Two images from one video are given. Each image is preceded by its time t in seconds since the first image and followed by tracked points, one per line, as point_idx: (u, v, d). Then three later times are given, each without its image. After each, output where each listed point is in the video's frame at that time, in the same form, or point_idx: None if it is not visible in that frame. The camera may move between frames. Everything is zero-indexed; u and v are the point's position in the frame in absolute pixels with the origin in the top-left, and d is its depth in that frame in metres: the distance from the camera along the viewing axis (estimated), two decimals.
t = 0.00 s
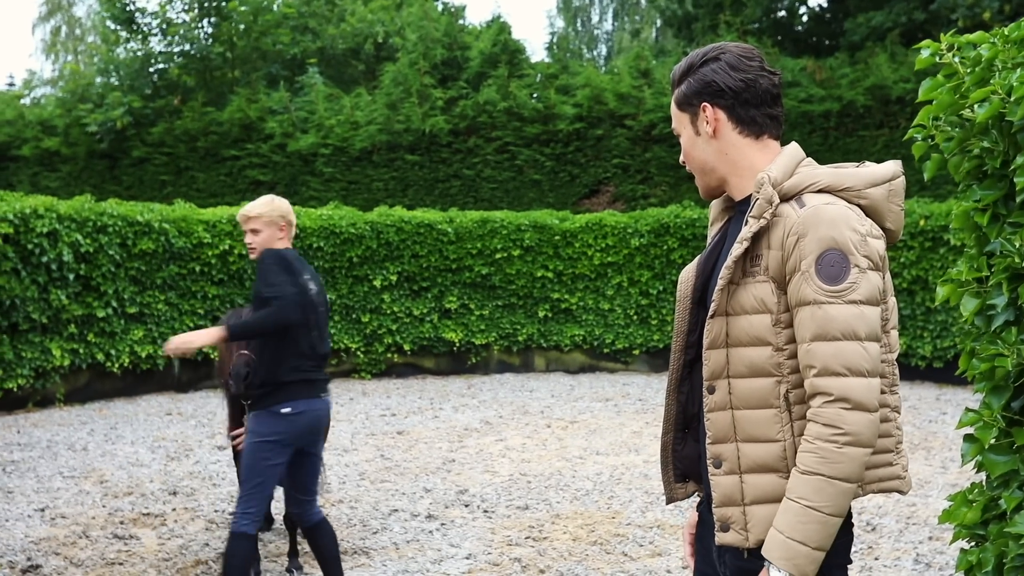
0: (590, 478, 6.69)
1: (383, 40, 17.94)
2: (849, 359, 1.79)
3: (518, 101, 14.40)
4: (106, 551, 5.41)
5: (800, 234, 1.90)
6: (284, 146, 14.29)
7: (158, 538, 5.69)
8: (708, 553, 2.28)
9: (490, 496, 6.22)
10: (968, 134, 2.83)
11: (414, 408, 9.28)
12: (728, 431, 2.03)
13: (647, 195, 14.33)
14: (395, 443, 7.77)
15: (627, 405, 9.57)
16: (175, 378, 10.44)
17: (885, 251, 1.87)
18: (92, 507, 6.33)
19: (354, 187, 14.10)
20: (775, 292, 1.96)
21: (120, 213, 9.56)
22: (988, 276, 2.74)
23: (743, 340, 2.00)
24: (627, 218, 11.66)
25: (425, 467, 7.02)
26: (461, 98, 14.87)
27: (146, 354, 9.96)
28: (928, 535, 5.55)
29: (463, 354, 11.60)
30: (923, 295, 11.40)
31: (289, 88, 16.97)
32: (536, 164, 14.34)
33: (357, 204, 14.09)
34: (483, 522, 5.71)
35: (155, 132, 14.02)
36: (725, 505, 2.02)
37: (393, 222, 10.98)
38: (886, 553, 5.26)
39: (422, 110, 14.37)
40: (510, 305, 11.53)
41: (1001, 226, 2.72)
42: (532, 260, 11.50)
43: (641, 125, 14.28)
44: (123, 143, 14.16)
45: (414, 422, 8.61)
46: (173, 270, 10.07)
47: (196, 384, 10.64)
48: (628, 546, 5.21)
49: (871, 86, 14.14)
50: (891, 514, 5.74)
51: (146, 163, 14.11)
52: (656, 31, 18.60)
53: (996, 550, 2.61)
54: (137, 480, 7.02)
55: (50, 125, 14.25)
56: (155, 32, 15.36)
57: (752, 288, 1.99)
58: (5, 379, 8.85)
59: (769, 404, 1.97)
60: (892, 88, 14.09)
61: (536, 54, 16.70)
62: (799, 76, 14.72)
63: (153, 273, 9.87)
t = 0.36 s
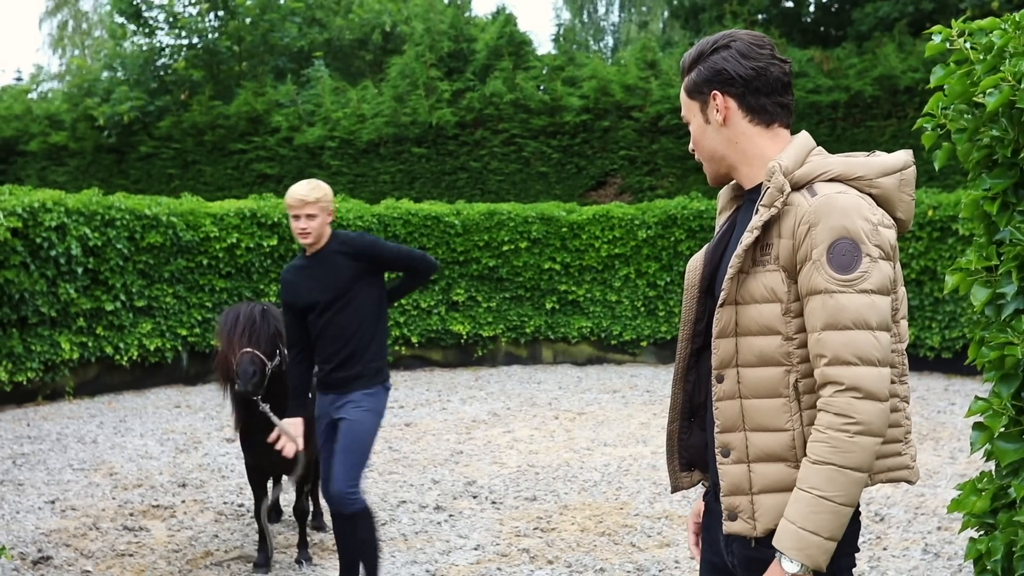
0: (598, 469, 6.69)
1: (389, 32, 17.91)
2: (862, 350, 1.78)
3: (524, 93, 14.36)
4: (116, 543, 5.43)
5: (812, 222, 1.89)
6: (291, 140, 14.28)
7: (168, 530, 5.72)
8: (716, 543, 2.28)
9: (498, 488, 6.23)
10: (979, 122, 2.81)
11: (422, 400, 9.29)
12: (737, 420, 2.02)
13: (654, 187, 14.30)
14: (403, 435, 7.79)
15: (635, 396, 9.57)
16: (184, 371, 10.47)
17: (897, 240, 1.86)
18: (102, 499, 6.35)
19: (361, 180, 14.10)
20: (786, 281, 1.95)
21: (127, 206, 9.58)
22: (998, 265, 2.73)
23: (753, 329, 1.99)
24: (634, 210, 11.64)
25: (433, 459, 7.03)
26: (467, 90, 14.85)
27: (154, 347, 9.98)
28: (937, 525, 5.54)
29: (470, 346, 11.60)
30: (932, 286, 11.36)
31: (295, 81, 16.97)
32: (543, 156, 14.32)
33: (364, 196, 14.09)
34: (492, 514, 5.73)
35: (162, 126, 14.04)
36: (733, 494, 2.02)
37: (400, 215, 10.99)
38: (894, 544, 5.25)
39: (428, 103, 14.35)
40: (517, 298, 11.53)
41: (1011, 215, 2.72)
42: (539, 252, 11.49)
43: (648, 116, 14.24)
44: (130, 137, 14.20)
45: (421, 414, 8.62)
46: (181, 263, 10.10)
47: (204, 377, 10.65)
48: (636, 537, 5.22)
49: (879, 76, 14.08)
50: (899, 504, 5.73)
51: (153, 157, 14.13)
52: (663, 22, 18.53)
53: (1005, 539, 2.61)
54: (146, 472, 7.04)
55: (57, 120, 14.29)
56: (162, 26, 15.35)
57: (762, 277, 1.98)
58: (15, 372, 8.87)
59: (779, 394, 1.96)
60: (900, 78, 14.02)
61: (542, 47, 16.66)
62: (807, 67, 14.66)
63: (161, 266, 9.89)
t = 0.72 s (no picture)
0: (603, 463, 6.69)
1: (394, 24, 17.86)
2: (883, 342, 1.78)
3: (530, 87, 14.34)
4: (122, 535, 5.46)
5: (829, 214, 1.88)
6: (296, 134, 14.29)
7: (174, 522, 5.73)
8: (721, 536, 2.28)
9: (503, 481, 6.24)
10: (985, 116, 2.79)
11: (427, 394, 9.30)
12: (749, 413, 2.01)
13: (660, 180, 14.28)
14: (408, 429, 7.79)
15: (640, 390, 9.57)
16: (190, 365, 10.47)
17: (913, 232, 1.85)
18: (108, 492, 6.38)
19: (366, 174, 14.11)
20: (801, 273, 1.94)
21: (133, 200, 9.60)
22: (1005, 257, 2.72)
23: (768, 322, 1.98)
24: (638, 204, 11.63)
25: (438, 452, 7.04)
26: (472, 84, 14.83)
27: (160, 341, 9.99)
28: (942, 519, 5.53)
29: (476, 341, 11.60)
30: (938, 280, 11.34)
31: (301, 75, 16.97)
32: (548, 150, 14.30)
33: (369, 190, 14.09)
34: (498, 507, 5.73)
35: (168, 120, 14.06)
36: (746, 488, 2.01)
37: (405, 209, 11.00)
38: (899, 537, 5.24)
39: (433, 97, 14.34)
40: (522, 292, 11.53)
41: (1017, 208, 2.70)
42: (544, 246, 11.48)
43: (654, 110, 14.20)
44: (136, 132, 14.24)
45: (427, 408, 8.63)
46: (187, 256, 10.09)
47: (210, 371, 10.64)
48: (641, 530, 5.22)
49: (885, 69, 14.02)
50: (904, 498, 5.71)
51: (159, 151, 14.17)
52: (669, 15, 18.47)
53: (1012, 532, 2.60)
54: (152, 465, 7.07)
55: (64, 114, 14.34)
56: (167, 19, 15.34)
57: (777, 269, 1.97)
58: (22, 365, 8.93)
59: (792, 386, 1.96)
60: (907, 72, 13.97)
61: (548, 40, 16.63)
62: (813, 60, 14.60)
63: (167, 259, 9.89)
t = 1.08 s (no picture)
0: (600, 454, 6.70)
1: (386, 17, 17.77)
2: (880, 328, 1.78)
3: (524, 79, 14.31)
4: (119, 530, 5.45)
5: (823, 202, 1.88)
6: (290, 127, 14.26)
7: (171, 517, 5.73)
8: (715, 526, 2.28)
9: (500, 473, 6.24)
10: (978, 105, 2.79)
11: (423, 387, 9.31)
12: (745, 402, 2.01)
13: (655, 172, 14.27)
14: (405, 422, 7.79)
15: (636, 381, 9.59)
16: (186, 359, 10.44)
17: (905, 219, 1.86)
18: (104, 487, 6.37)
19: (361, 167, 14.08)
20: (796, 261, 1.94)
21: (127, 195, 9.58)
22: (999, 246, 2.72)
23: (762, 310, 1.98)
24: (633, 195, 11.63)
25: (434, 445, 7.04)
26: (466, 76, 14.79)
27: (156, 336, 9.97)
28: (937, 507, 5.55)
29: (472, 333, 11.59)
30: (933, 269, 11.35)
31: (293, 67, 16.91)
32: (543, 142, 14.28)
33: (364, 183, 14.06)
34: (495, 499, 5.73)
35: (161, 114, 14.01)
36: (743, 478, 2.00)
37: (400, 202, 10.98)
38: (895, 525, 5.26)
39: (427, 89, 14.31)
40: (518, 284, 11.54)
41: (1011, 195, 2.71)
42: (540, 238, 11.48)
43: (648, 101, 14.19)
44: (129, 126, 14.20)
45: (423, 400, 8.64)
46: (181, 251, 10.06)
47: (206, 365, 10.61)
48: (638, 521, 5.23)
49: (879, 59, 14.02)
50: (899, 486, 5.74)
51: (152, 146, 14.12)
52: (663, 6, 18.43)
53: (1006, 519, 2.61)
54: (148, 460, 7.06)
55: (56, 109, 14.30)
56: (159, 13, 15.29)
57: (772, 257, 1.97)
58: (17, 361, 8.93)
59: (787, 374, 1.96)
60: (900, 61, 13.96)
61: (542, 32, 16.59)
62: (807, 50, 14.59)
63: (162, 254, 9.87)
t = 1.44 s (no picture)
0: (596, 454, 6.70)
1: (381, 17, 17.75)
2: (886, 329, 1.79)
3: (520, 79, 14.31)
4: (114, 530, 5.44)
5: (829, 201, 1.88)
6: (286, 128, 14.25)
7: (166, 517, 5.72)
8: (705, 526, 2.27)
9: (496, 474, 6.24)
10: (972, 106, 2.80)
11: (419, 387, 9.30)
12: (744, 401, 2.01)
13: (651, 172, 14.27)
14: (401, 422, 7.78)
15: (632, 381, 9.60)
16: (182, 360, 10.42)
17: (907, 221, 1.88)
18: (100, 487, 6.36)
19: (357, 167, 14.07)
20: (799, 259, 1.94)
21: (123, 195, 9.57)
22: (993, 247, 2.73)
23: (764, 308, 1.98)
24: (630, 195, 11.65)
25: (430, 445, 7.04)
26: (463, 77, 14.78)
27: (152, 336, 9.96)
28: (933, 508, 5.56)
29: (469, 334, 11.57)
30: (928, 269, 11.37)
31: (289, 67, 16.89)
32: (539, 142, 14.28)
33: (361, 183, 14.06)
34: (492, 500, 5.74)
35: (157, 114, 14.00)
36: (741, 476, 2.00)
37: (396, 202, 10.98)
38: (891, 526, 5.27)
39: (424, 90, 14.31)
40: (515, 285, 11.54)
41: (1006, 196, 2.71)
42: (536, 239, 11.49)
43: (645, 102, 14.19)
44: (125, 126, 14.19)
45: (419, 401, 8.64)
46: (177, 251, 10.05)
47: (202, 365, 10.60)
48: (634, 521, 5.23)
49: (875, 60, 14.05)
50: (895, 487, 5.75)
51: (149, 146, 14.11)
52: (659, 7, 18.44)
53: (1000, 519, 2.62)
54: (143, 460, 7.04)
55: (52, 108, 14.26)
56: (154, 13, 15.28)
57: (775, 255, 1.96)
58: (12, 361, 8.93)
59: (788, 372, 1.96)
60: (896, 62, 14.01)
61: (538, 33, 16.58)
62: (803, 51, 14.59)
63: (158, 254, 9.86)
